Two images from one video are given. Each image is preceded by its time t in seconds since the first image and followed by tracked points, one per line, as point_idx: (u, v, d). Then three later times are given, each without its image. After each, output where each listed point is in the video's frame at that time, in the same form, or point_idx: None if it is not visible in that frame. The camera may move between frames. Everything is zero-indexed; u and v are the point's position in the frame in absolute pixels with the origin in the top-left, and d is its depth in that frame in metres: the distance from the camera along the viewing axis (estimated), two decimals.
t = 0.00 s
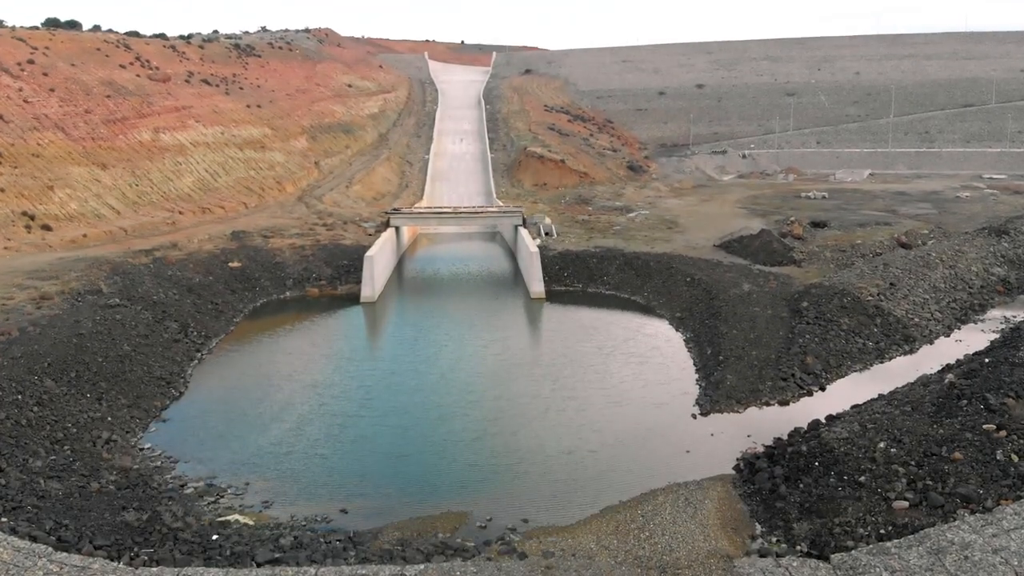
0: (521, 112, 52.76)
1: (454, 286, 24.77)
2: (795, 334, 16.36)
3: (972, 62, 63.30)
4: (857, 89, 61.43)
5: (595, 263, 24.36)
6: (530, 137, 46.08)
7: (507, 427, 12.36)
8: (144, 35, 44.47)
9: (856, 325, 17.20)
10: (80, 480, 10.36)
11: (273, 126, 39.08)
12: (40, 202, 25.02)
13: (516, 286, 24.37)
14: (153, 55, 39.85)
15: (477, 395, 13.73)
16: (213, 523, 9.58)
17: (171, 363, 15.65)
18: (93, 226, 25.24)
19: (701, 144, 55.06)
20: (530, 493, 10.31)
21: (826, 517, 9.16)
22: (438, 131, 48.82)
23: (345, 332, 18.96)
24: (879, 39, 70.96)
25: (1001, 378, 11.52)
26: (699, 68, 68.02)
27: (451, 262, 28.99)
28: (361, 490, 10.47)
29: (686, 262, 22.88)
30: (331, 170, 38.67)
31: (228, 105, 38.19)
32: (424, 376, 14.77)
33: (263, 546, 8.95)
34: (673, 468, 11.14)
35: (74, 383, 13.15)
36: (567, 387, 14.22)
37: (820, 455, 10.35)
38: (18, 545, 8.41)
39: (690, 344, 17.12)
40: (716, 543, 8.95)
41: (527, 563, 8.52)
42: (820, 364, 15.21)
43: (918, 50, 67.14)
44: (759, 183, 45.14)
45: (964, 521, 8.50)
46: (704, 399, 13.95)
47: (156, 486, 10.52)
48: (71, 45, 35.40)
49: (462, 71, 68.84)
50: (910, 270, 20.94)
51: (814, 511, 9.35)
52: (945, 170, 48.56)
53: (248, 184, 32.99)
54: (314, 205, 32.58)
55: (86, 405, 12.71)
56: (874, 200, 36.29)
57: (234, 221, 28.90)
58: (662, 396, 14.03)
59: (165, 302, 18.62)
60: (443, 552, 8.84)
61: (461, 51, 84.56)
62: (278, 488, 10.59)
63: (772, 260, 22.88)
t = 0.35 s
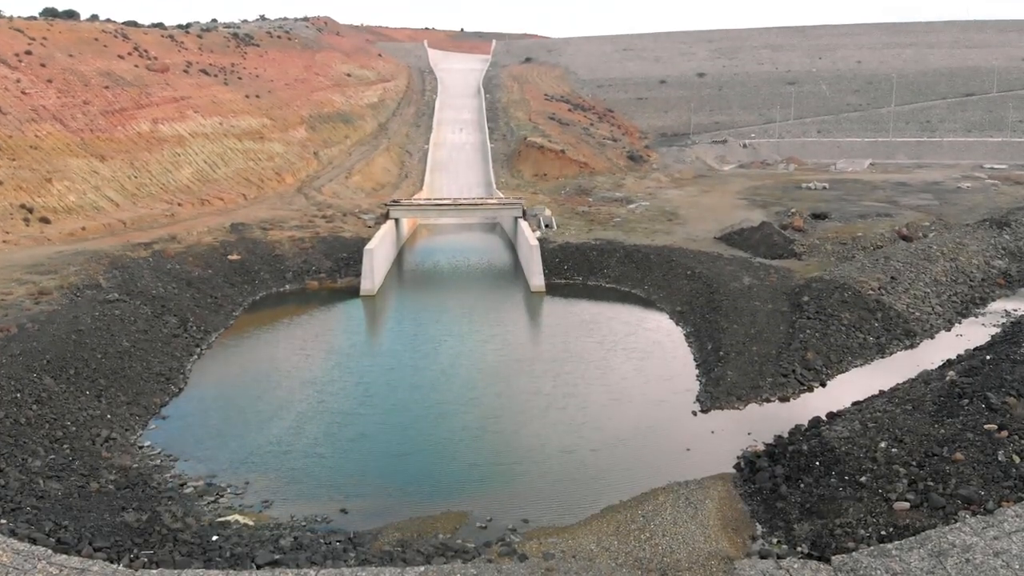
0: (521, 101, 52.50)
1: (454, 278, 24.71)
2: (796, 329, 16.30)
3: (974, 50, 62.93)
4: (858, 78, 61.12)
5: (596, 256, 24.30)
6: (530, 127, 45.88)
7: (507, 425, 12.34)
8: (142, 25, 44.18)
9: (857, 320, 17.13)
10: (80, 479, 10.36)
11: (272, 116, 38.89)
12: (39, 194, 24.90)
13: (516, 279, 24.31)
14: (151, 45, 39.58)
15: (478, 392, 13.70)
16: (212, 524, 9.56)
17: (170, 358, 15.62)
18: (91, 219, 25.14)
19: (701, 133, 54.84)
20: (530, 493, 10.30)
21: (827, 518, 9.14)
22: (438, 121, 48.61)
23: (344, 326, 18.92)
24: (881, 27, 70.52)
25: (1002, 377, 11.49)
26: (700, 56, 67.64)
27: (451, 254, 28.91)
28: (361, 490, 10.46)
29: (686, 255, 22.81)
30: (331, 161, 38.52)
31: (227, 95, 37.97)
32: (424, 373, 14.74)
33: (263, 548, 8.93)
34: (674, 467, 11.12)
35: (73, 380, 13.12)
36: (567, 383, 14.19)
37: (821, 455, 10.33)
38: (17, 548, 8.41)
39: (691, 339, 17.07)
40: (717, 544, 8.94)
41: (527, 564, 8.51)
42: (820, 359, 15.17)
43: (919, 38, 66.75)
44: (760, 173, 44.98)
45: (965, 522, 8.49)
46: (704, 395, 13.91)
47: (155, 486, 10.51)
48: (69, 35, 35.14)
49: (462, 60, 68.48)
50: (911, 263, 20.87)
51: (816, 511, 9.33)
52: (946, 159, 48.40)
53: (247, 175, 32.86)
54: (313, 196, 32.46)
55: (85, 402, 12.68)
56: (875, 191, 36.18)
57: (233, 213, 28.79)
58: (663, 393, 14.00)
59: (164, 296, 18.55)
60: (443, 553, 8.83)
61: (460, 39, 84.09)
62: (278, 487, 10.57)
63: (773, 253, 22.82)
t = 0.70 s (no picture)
0: (520, 91, 52.23)
1: (455, 272, 24.66)
2: (796, 325, 16.26)
3: (975, 40, 62.60)
4: (859, 67, 60.82)
5: (595, 249, 24.24)
6: (530, 117, 45.68)
7: (508, 424, 12.32)
8: (139, 15, 43.87)
9: (858, 315, 17.08)
10: (78, 480, 10.35)
11: (271, 107, 38.70)
12: (37, 187, 24.79)
13: (516, 273, 24.26)
14: (149, 35, 39.32)
15: (477, 390, 13.67)
16: (212, 525, 9.55)
17: (169, 355, 15.57)
18: (90, 212, 25.04)
19: (702, 123, 54.63)
20: (530, 493, 10.29)
21: (827, 520, 9.14)
22: (437, 111, 48.39)
23: (343, 321, 18.87)
24: (882, 16, 70.10)
25: (1003, 375, 11.46)
26: (701, 45, 67.28)
27: (450, 247, 28.85)
28: (361, 491, 10.44)
29: (687, 248, 22.75)
30: (330, 152, 38.37)
31: (225, 86, 37.77)
32: (423, 370, 14.70)
33: (262, 549, 8.92)
34: (674, 467, 11.11)
35: (71, 378, 13.07)
36: (568, 381, 14.17)
37: (822, 455, 10.32)
38: (16, 551, 8.40)
39: (691, 335, 17.03)
40: (717, 546, 8.94)
41: (527, 567, 8.51)
42: (821, 356, 15.13)
43: (921, 27, 66.38)
44: (760, 163, 44.87)
45: (966, 526, 8.48)
46: (705, 392, 13.87)
47: (154, 486, 10.50)
48: (66, 25, 34.90)
49: (462, 49, 68.10)
50: (911, 257, 20.81)
51: (816, 513, 9.32)
52: (947, 150, 48.27)
53: (246, 167, 32.75)
54: (312, 188, 32.34)
55: (84, 400, 12.66)
56: (876, 182, 36.09)
57: (232, 205, 28.70)
58: (663, 390, 13.97)
59: (163, 291, 18.48)
60: (443, 555, 8.82)
61: (460, 27, 83.58)
62: (278, 488, 10.55)
63: (773, 247, 22.77)
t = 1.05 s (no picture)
0: (520, 83, 52.02)
1: (454, 268, 24.60)
2: (798, 324, 16.19)
3: (977, 32, 62.32)
4: (860, 59, 60.59)
5: (595, 245, 24.18)
6: (529, 110, 45.50)
7: (508, 426, 12.29)
8: (137, 7, 43.61)
9: (859, 313, 17.01)
10: (77, 484, 10.33)
11: (270, 101, 38.54)
12: (35, 183, 24.68)
13: (516, 269, 24.19)
14: (147, 28, 39.11)
15: (478, 391, 13.61)
16: (211, 530, 9.53)
17: (168, 354, 15.53)
18: (89, 208, 24.95)
19: (702, 116, 54.47)
20: (530, 496, 10.26)
21: (829, 525, 9.12)
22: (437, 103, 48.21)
23: (342, 319, 18.81)
24: (883, 8, 69.75)
25: (1005, 377, 11.41)
26: (701, 37, 66.97)
27: (450, 242, 28.76)
28: (362, 493, 10.43)
29: (687, 244, 22.68)
30: (329, 146, 38.24)
31: (224, 80, 37.59)
32: (423, 370, 14.64)
33: (262, 555, 8.89)
34: (675, 469, 11.08)
35: (70, 379, 13.03)
36: (568, 381, 14.13)
37: (823, 458, 10.29)
38: (14, 558, 8.37)
39: (691, 333, 16.97)
40: (719, 551, 8.92)
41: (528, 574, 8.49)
42: (822, 355, 15.07)
43: (922, 19, 66.06)
44: (760, 157, 44.77)
45: (969, 532, 8.47)
46: (705, 392, 13.82)
47: (153, 489, 10.48)
48: (64, 19, 34.70)
49: (462, 41, 67.81)
50: (912, 254, 20.73)
51: (818, 517, 9.30)
52: (948, 143, 48.18)
53: (245, 162, 32.64)
54: (311, 183, 32.23)
55: (83, 402, 12.63)
56: (876, 177, 35.98)
57: (231, 200, 28.61)
58: (664, 390, 13.92)
59: (162, 289, 18.40)
60: (443, 561, 8.81)
61: (460, 18, 83.21)
62: (278, 491, 10.53)
63: (774, 243, 22.72)
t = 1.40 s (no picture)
0: (520, 76, 51.81)
1: (454, 264, 24.51)
2: (799, 323, 16.13)
3: (978, 24, 62.00)
4: (861, 52, 60.35)
5: (595, 242, 24.09)
6: (529, 103, 45.29)
7: (508, 428, 12.25)
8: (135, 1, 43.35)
9: (861, 312, 16.94)
10: (75, 488, 10.30)
11: (269, 95, 38.35)
12: (32, 179, 24.56)
13: (515, 266, 24.11)
14: (145, 22, 38.91)
15: (478, 392, 13.56)
16: (209, 535, 9.48)
17: (167, 354, 15.46)
18: (87, 204, 24.83)
19: (702, 109, 54.32)
20: (530, 501, 10.22)
21: (830, 531, 9.09)
22: (436, 96, 48.00)
23: (341, 317, 18.74)
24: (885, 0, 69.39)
25: (1008, 380, 11.34)
26: (702, 29, 66.64)
27: (450, 238, 28.65)
28: (361, 498, 10.38)
29: (688, 241, 22.60)
30: (328, 139, 38.08)
31: (223, 74, 37.41)
32: (422, 371, 14.58)
33: (260, 562, 8.85)
34: (675, 472, 11.03)
35: (68, 381, 12.96)
36: (569, 382, 14.06)
37: (825, 462, 10.25)
38: (11, 565, 8.32)
39: (692, 332, 16.91)
40: (720, 559, 8.90)
41: None
42: (823, 355, 15.01)
43: (924, 11, 65.70)
44: (761, 150, 44.65)
45: (971, 539, 8.44)
46: (706, 393, 13.78)
47: (152, 494, 10.44)
48: (61, 13, 34.49)
49: (461, 32, 67.50)
50: (914, 252, 20.64)
51: (820, 523, 9.27)
52: (949, 137, 48.09)
53: (244, 157, 32.52)
54: (311, 177, 32.11)
55: (81, 403, 12.59)
56: (877, 171, 35.87)
57: (230, 196, 28.49)
58: (664, 391, 13.85)
59: (160, 287, 18.32)
60: (443, 568, 8.76)
61: (460, 10, 82.81)
62: (277, 496, 10.48)
63: (775, 240, 22.63)
